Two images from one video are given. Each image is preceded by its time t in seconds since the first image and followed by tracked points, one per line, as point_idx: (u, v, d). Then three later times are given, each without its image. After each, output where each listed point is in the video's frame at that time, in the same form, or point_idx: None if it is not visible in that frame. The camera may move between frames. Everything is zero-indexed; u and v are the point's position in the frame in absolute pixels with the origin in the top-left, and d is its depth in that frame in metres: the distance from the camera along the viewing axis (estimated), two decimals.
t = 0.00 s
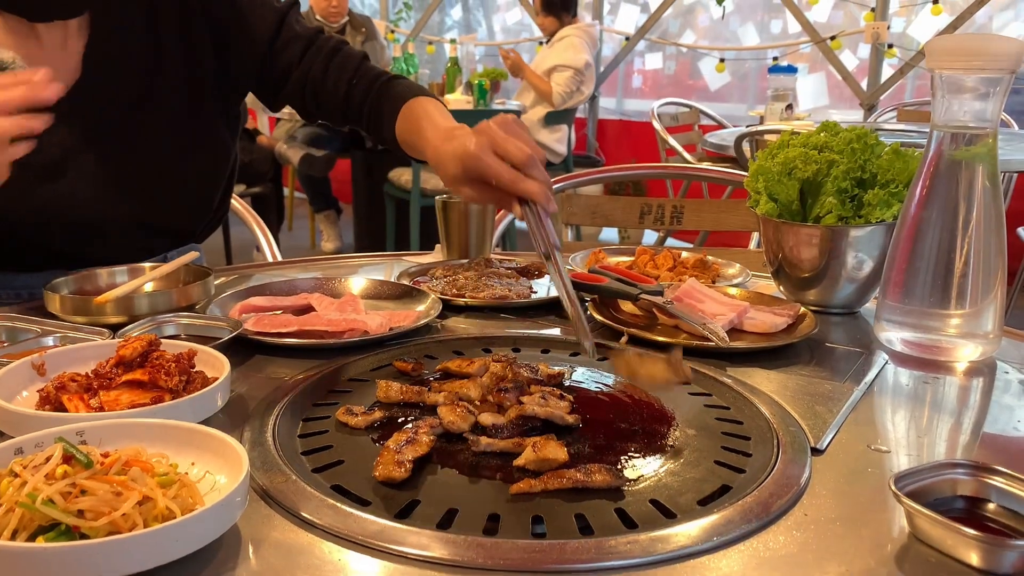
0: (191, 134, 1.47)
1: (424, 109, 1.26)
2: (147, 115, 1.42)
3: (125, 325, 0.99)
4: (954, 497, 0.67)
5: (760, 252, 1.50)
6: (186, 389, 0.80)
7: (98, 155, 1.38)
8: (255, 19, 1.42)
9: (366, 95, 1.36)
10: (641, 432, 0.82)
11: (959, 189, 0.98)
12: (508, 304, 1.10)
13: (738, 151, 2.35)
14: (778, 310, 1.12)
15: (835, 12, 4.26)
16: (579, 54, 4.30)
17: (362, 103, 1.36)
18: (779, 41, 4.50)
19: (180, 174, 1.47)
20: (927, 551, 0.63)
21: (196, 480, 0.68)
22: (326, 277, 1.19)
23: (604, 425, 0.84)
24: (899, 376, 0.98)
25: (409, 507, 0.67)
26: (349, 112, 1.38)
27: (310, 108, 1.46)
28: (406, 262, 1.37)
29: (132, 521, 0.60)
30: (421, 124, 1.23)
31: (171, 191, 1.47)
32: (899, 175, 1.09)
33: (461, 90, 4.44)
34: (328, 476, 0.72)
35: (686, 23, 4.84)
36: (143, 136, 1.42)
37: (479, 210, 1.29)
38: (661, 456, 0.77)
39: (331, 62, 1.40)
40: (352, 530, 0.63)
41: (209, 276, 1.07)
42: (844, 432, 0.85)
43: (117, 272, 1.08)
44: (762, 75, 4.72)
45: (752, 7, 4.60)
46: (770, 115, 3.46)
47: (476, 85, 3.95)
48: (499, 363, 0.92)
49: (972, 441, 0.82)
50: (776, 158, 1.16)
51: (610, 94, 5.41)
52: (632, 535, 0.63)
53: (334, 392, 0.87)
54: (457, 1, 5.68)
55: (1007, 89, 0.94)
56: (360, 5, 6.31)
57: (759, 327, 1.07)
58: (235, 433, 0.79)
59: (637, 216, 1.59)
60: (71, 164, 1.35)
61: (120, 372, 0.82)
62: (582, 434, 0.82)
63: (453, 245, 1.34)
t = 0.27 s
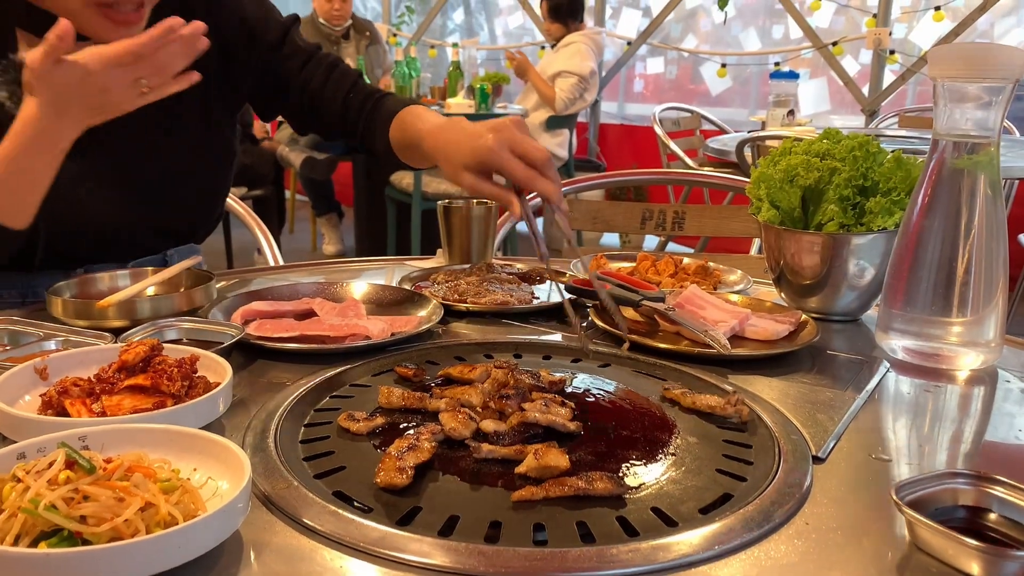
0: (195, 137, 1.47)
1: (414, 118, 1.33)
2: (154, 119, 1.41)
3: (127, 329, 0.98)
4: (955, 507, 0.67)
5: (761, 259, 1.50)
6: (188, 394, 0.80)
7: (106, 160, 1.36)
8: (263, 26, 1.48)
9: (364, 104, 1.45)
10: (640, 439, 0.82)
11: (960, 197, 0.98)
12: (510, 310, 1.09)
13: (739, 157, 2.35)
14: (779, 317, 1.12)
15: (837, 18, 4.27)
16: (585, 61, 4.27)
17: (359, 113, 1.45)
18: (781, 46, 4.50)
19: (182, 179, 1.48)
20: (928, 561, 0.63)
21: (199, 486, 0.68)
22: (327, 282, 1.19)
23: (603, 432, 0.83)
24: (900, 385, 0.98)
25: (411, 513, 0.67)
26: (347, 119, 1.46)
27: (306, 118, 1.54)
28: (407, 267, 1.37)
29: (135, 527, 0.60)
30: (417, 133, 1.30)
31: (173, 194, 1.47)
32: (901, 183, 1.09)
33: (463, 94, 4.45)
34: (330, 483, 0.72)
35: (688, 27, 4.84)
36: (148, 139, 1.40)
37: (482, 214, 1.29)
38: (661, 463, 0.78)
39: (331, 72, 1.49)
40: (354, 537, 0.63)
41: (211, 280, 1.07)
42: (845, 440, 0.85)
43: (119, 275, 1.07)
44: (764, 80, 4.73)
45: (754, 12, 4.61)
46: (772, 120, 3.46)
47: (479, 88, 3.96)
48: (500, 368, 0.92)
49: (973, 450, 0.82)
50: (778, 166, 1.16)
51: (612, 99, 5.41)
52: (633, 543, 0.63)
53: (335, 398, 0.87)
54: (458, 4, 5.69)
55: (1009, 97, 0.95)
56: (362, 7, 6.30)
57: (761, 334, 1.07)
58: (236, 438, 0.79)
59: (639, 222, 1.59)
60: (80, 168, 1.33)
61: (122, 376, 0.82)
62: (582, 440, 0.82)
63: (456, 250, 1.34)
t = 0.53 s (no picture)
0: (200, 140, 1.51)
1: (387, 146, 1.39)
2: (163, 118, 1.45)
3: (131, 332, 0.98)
4: (961, 513, 0.67)
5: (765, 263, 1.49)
6: (193, 397, 0.80)
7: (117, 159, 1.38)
8: (267, 48, 1.58)
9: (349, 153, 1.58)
10: (645, 444, 0.82)
11: (965, 203, 0.99)
12: (514, 314, 1.09)
13: (743, 161, 2.35)
14: (783, 322, 1.12)
15: (840, 22, 4.27)
16: (593, 68, 4.35)
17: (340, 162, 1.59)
18: (784, 51, 4.51)
19: (189, 181, 1.49)
20: (934, 567, 0.63)
21: (204, 489, 0.68)
22: (331, 285, 1.18)
23: (607, 437, 0.83)
24: (905, 390, 0.98)
25: (416, 517, 0.67)
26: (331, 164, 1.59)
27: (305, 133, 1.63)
28: (411, 270, 1.36)
29: (141, 530, 0.60)
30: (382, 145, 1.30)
31: (179, 195, 1.48)
32: (905, 189, 1.09)
33: (466, 97, 4.45)
34: (335, 486, 0.72)
35: (691, 32, 4.85)
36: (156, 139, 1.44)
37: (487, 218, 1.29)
38: (666, 468, 0.78)
39: (327, 119, 1.62)
40: (360, 541, 0.63)
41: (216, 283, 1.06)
42: (850, 446, 0.85)
43: (124, 278, 1.07)
44: (766, 84, 4.73)
45: (757, 16, 4.61)
46: (775, 125, 3.46)
47: (482, 92, 3.96)
48: (505, 373, 0.92)
49: (978, 455, 0.82)
50: (782, 170, 1.16)
51: (614, 102, 5.41)
52: (638, 548, 0.63)
53: (339, 402, 0.87)
54: (462, 8, 5.69)
55: (1014, 102, 0.95)
56: (366, 11, 6.31)
57: (766, 339, 1.07)
58: (241, 441, 0.79)
59: (642, 225, 1.58)
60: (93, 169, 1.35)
61: (127, 379, 0.82)
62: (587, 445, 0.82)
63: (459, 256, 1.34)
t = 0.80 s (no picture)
0: (220, 146, 1.43)
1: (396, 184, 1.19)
2: (180, 122, 1.37)
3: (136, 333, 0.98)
4: (969, 515, 0.67)
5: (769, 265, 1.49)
6: (199, 398, 0.80)
7: (135, 167, 1.33)
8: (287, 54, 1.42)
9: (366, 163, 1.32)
10: (650, 446, 0.82)
11: (971, 205, 0.98)
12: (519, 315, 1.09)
13: (747, 162, 2.36)
14: (788, 324, 1.11)
15: (844, 24, 4.28)
16: (597, 69, 4.34)
17: (359, 171, 1.31)
18: (787, 52, 4.51)
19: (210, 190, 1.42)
20: (942, 569, 0.62)
21: (210, 490, 0.68)
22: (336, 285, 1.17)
23: (613, 438, 0.83)
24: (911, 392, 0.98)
25: (422, 518, 0.67)
26: (349, 177, 1.33)
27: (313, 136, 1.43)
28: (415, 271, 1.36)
29: (147, 531, 0.60)
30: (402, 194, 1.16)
31: (198, 203, 1.41)
32: (911, 190, 1.09)
33: (469, 98, 4.45)
34: (341, 487, 0.72)
35: (695, 33, 4.88)
36: (173, 146, 1.37)
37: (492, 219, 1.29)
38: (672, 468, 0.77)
39: (345, 124, 1.39)
40: (366, 541, 0.63)
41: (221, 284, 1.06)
42: (856, 448, 0.84)
43: (130, 278, 1.06)
44: (769, 86, 4.73)
45: (760, 18, 4.62)
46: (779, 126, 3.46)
47: (485, 93, 3.97)
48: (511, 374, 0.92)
49: (985, 457, 0.82)
50: (788, 171, 1.16)
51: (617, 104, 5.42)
52: (646, 549, 0.63)
53: (345, 402, 0.87)
54: (464, 10, 5.71)
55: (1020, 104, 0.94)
56: (369, 13, 6.32)
57: (771, 340, 1.06)
58: (246, 442, 0.79)
59: (647, 227, 1.58)
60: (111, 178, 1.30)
61: (133, 380, 0.81)
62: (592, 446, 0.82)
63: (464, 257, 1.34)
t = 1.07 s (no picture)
0: (227, 146, 1.41)
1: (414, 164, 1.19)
2: (186, 123, 1.36)
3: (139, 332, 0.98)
4: (975, 516, 0.66)
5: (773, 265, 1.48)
6: (202, 397, 0.80)
7: (140, 168, 1.32)
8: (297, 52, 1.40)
9: (372, 160, 1.33)
10: (654, 446, 0.81)
11: (976, 205, 0.98)
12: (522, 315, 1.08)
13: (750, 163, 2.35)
14: (792, 324, 1.11)
15: (846, 24, 4.28)
16: (600, 69, 4.32)
17: (368, 168, 1.33)
18: (790, 53, 4.51)
19: (216, 192, 1.40)
20: (948, 570, 0.62)
21: (213, 489, 0.67)
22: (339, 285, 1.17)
23: (617, 439, 0.83)
24: (915, 392, 0.98)
25: (425, 518, 0.67)
26: (354, 174, 1.35)
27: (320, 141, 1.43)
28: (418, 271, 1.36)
29: (150, 529, 0.60)
30: (419, 170, 1.15)
31: (204, 205, 1.40)
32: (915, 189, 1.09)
33: (472, 99, 4.45)
34: (344, 486, 0.71)
35: (697, 33, 4.88)
36: (180, 147, 1.36)
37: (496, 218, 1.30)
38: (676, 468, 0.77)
39: (352, 122, 1.39)
40: (369, 541, 0.63)
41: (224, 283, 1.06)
42: (861, 448, 0.84)
43: (133, 278, 1.06)
44: (772, 86, 4.74)
45: (763, 19, 4.62)
46: (782, 127, 3.45)
47: (488, 94, 3.97)
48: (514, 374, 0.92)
49: (990, 457, 0.81)
50: (792, 171, 1.15)
51: (620, 105, 5.43)
52: (650, 549, 0.63)
53: (348, 402, 0.87)
54: (468, 10, 5.72)
55: None
56: (372, 14, 6.33)
57: (775, 340, 1.06)
58: (249, 441, 0.78)
59: (650, 227, 1.58)
60: (117, 179, 1.29)
61: (136, 379, 0.81)
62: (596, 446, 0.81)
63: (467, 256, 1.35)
